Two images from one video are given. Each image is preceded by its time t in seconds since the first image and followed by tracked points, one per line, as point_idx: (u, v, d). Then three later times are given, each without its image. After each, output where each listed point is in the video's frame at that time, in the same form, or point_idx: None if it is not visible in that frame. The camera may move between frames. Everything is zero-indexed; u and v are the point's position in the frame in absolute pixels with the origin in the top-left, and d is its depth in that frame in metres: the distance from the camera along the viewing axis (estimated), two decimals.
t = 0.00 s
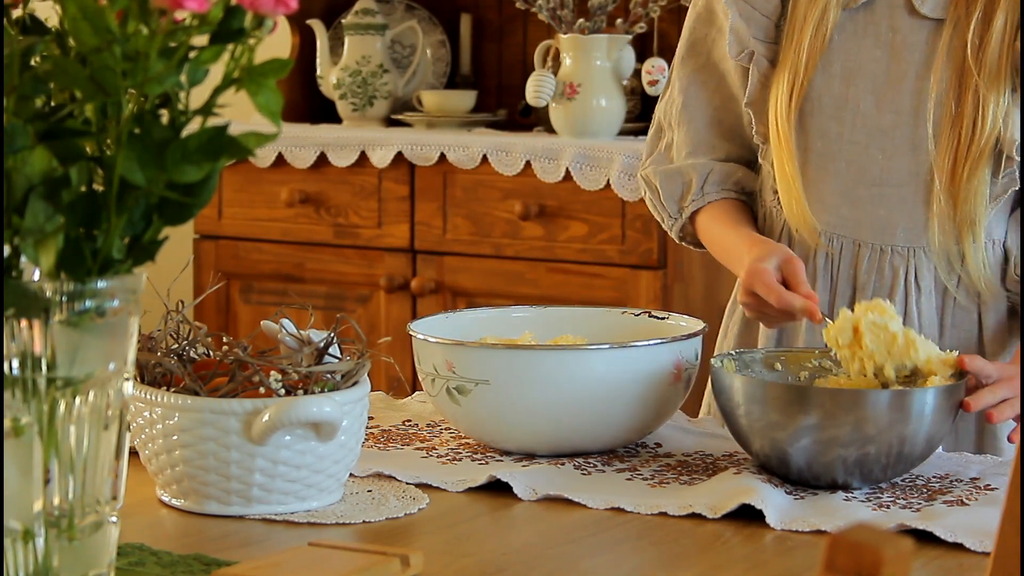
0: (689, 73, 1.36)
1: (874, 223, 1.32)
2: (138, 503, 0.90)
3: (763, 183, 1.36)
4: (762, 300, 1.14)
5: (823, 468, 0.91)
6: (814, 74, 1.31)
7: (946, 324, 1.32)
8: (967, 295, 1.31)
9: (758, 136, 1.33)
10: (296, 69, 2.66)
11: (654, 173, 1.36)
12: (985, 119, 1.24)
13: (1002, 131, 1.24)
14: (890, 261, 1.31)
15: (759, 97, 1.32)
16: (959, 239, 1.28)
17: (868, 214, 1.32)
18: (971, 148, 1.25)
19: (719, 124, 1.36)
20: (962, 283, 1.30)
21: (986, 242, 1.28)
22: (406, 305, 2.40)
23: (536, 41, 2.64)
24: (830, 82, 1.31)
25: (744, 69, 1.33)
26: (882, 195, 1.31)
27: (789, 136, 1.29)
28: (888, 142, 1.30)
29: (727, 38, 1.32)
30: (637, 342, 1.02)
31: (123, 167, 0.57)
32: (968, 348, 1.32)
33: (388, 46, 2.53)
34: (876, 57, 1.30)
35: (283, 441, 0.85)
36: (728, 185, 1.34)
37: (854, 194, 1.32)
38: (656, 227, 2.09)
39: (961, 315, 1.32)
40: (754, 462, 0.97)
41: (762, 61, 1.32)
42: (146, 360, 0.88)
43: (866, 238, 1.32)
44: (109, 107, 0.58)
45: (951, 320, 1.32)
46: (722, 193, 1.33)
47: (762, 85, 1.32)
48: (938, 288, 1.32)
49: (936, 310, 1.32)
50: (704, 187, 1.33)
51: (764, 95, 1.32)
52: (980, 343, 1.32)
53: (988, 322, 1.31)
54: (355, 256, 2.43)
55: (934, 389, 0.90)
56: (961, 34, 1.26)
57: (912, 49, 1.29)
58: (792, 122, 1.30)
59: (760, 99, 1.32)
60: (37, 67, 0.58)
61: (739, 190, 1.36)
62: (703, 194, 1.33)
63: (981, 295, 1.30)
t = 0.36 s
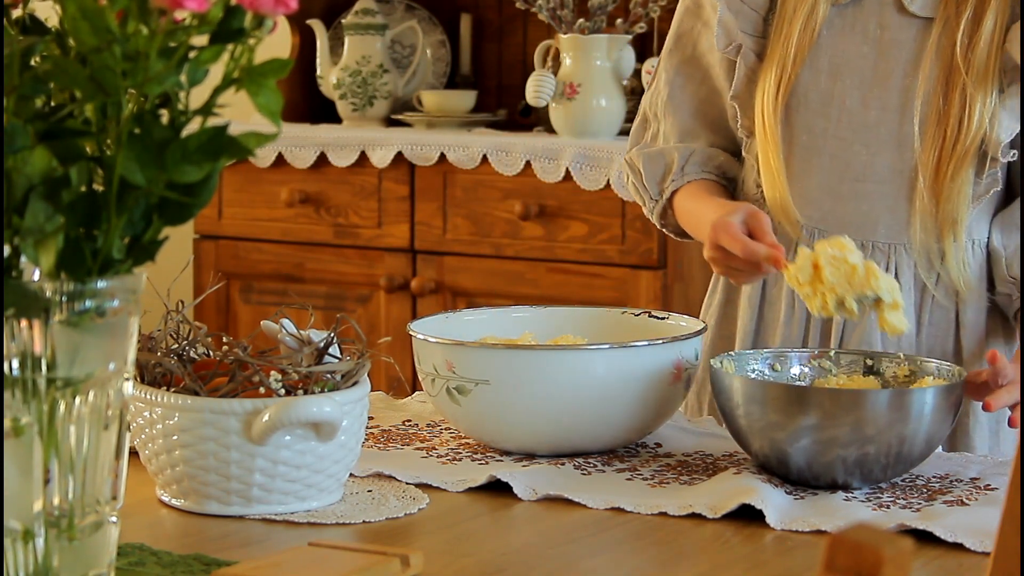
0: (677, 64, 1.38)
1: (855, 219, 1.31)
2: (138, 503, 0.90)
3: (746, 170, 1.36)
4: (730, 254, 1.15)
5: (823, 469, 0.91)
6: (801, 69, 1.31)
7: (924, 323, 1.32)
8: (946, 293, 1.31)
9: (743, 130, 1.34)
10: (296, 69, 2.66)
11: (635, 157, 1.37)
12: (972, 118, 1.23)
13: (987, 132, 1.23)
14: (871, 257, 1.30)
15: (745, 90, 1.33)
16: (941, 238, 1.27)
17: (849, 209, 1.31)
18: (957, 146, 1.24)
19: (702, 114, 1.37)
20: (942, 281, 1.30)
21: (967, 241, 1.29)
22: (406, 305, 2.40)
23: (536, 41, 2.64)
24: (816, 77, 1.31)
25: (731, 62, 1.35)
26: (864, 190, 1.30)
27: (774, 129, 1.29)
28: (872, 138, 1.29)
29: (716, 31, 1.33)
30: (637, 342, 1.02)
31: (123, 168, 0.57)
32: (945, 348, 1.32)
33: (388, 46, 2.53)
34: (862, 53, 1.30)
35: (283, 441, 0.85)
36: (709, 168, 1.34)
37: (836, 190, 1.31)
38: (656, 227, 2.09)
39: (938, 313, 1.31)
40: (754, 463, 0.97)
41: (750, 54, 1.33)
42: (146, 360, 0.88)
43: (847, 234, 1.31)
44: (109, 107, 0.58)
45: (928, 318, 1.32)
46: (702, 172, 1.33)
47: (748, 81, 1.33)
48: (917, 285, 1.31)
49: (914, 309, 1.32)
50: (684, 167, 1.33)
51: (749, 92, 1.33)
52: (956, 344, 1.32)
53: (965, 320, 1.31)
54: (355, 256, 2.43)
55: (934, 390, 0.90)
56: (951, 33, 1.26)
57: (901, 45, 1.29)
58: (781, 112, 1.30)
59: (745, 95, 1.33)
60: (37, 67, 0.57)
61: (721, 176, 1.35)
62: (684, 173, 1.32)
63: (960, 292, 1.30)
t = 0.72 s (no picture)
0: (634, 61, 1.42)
1: (800, 214, 1.33)
2: (139, 503, 0.90)
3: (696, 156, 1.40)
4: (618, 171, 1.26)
5: (822, 469, 0.91)
6: (750, 65, 1.33)
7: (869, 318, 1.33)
8: (891, 288, 1.32)
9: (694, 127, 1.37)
10: (296, 69, 2.66)
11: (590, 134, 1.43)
12: (912, 117, 1.24)
13: (929, 129, 1.24)
14: (814, 253, 1.33)
15: (697, 89, 1.37)
16: (883, 233, 1.29)
17: (793, 205, 1.33)
18: (899, 141, 1.25)
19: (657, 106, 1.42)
20: (886, 276, 1.31)
21: (910, 236, 1.29)
22: (406, 306, 2.40)
23: (536, 41, 2.64)
24: (763, 73, 1.34)
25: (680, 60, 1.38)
26: (807, 185, 1.32)
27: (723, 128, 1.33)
28: (817, 134, 1.31)
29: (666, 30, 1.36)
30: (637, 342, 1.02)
31: (123, 167, 0.57)
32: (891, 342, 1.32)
33: (388, 46, 2.53)
34: (810, 49, 1.32)
35: (283, 441, 0.85)
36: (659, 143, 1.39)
37: (779, 184, 1.33)
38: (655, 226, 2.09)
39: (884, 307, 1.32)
40: (753, 463, 0.97)
41: (699, 50, 1.36)
42: (146, 360, 0.88)
43: (791, 229, 1.34)
44: (109, 107, 0.58)
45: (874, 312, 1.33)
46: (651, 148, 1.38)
47: (700, 74, 1.37)
48: (862, 280, 1.33)
49: (859, 303, 1.33)
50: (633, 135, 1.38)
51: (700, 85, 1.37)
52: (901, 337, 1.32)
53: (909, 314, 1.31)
54: (355, 256, 2.43)
55: (934, 390, 0.91)
56: (893, 32, 1.27)
57: (843, 41, 1.31)
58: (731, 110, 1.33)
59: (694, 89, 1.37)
60: (36, 67, 0.57)
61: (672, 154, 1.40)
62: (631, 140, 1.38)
63: (904, 287, 1.31)
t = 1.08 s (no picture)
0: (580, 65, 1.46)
1: (732, 213, 1.35)
2: (139, 503, 0.90)
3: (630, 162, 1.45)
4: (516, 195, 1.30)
5: (822, 469, 0.91)
6: (678, 69, 1.36)
7: (803, 314, 1.34)
8: (822, 286, 1.32)
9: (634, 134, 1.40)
10: (297, 70, 2.66)
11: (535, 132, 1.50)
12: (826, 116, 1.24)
13: (845, 127, 1.23)
14: (746, 251, 1.35)
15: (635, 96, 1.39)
16: (810, 232, 1.29)
17: (726, 205, 1.35)
18: (815, 141, 1.25)
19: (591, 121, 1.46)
20: (817, 275, 1.32)
21: (841, 233, 1.30)
22: (406, 306, 2.40)
23: (536, 41, 2.64)
24: (692, 77, 1.36)
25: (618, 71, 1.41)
26: (736, 185, 1.33)
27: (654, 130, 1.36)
28: (744, 136, 1.32)
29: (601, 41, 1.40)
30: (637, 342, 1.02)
31: (123, 168, 0.57)
32: (826, 337, 1.34)
33: (388, 46, 2.53)
34: (732, 51, 1.33)
35: (283, 441, 0.85)
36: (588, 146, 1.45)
37: (713, 184, 1.35)
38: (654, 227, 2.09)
39: (817, 305, 1.33)
40: (754, 463, 0.97)
41: (631, 58, 1.39)
42: (146, 360, 0.88)
43: (724, 229, 1.36)
44: (109, 107, 0.58)
45: (808, 309, 1.34)
46: (579, 145, 1.45)
47: (635, 79, 1.39)
48: (794, 278, 1.34)
49: (792, 301, 1.34)
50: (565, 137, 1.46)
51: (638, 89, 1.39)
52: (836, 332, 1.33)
53: (841, 311, 1.32)
54: (355, 256, 2.43)
55: (934, 390, 0.91)
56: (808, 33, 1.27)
57: (761, 41, 1.31)
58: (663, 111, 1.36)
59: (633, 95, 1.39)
60: (37, 67, 0.57)
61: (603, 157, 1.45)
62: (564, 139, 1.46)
63: (835, 286, 1.31)
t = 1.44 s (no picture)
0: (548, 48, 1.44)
1: (723, 211, 1.34)
2: (139, 503, 0.90)
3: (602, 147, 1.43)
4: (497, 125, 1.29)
5: (822, 469, 0.91)
6: (669, 67, 1.36)
7: (796, 312, 1.33)
8: (817, 284, 1.32)
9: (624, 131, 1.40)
10: (297, 70, 2.66)
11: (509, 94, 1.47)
12: (819, 115, 1.24)
13: (839, 126, 1.23)
14: (738, 249, 1.34)
15: (623, 92, 1.38)
16: (804, 229, 1.29)
17: (718, 202, 1.35)
18: (810, 141, 1.25)
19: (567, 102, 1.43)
20: (811, 273, 1.32)
21: (833, 231, 1.30)
22: (406, 306, 2.40)
23: (536, 41, 2.64)
24: (683, 75, 1.36)
25: (601, 65, 1.40)
26: (728, 183, 1.33)
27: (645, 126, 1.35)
28: (735, 134, 1.32)
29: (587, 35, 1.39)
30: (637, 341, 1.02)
31: (123, 168, 0.57)
32: (820, 335, 1.33)
33: (388, 46, 2.53)
34: (723, 50, 1.34)
35: (283, 441, 0.85)
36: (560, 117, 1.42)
37: (704, 182, 1.35)
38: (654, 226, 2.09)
39: (812, 304, 1.33)
40: (754, 463, 0.97)
41: (620, 54, 1.39)
42: (146, 360, 0.88)
43: (717, 227, 1.35)
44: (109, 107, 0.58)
45: (802, 308, 1.33)
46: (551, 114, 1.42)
47: (624, 77, 1.39)
48: (788, 277, 1.33)
49: (786, 300, 1.34)
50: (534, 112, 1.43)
51: (626, 86, 1.39)
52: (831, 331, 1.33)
53: (836, 309, 1.31)
54: (355, 256, 2.43)
55: (934, 390, 0.91)
56: (798, 33, 1.28)
57: (753, 40, 1.32)
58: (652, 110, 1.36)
59: (620, 92, 1.39)
60: (36, 67, 0.58)
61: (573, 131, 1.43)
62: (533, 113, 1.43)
63: (829, 284, 1.31)
